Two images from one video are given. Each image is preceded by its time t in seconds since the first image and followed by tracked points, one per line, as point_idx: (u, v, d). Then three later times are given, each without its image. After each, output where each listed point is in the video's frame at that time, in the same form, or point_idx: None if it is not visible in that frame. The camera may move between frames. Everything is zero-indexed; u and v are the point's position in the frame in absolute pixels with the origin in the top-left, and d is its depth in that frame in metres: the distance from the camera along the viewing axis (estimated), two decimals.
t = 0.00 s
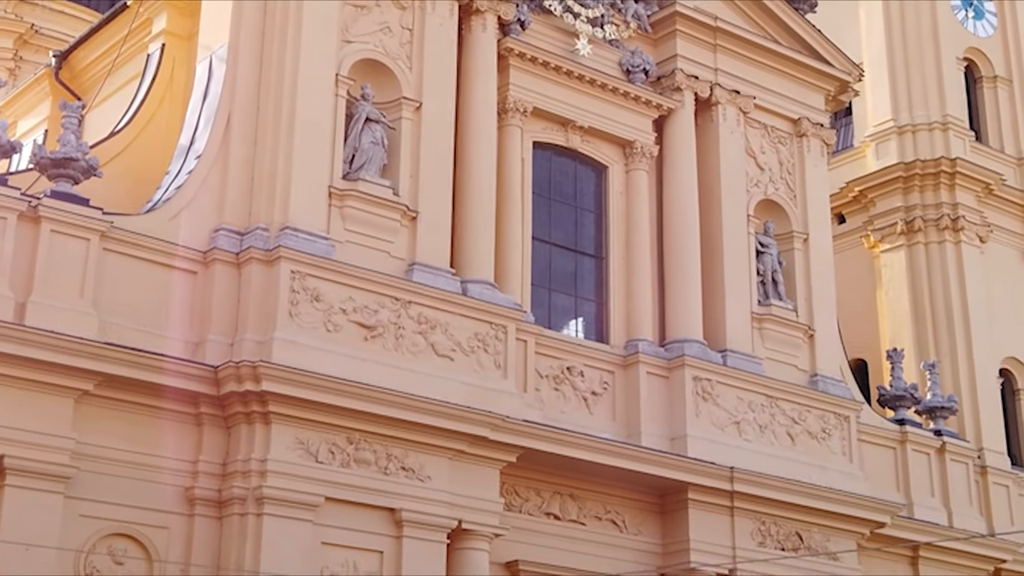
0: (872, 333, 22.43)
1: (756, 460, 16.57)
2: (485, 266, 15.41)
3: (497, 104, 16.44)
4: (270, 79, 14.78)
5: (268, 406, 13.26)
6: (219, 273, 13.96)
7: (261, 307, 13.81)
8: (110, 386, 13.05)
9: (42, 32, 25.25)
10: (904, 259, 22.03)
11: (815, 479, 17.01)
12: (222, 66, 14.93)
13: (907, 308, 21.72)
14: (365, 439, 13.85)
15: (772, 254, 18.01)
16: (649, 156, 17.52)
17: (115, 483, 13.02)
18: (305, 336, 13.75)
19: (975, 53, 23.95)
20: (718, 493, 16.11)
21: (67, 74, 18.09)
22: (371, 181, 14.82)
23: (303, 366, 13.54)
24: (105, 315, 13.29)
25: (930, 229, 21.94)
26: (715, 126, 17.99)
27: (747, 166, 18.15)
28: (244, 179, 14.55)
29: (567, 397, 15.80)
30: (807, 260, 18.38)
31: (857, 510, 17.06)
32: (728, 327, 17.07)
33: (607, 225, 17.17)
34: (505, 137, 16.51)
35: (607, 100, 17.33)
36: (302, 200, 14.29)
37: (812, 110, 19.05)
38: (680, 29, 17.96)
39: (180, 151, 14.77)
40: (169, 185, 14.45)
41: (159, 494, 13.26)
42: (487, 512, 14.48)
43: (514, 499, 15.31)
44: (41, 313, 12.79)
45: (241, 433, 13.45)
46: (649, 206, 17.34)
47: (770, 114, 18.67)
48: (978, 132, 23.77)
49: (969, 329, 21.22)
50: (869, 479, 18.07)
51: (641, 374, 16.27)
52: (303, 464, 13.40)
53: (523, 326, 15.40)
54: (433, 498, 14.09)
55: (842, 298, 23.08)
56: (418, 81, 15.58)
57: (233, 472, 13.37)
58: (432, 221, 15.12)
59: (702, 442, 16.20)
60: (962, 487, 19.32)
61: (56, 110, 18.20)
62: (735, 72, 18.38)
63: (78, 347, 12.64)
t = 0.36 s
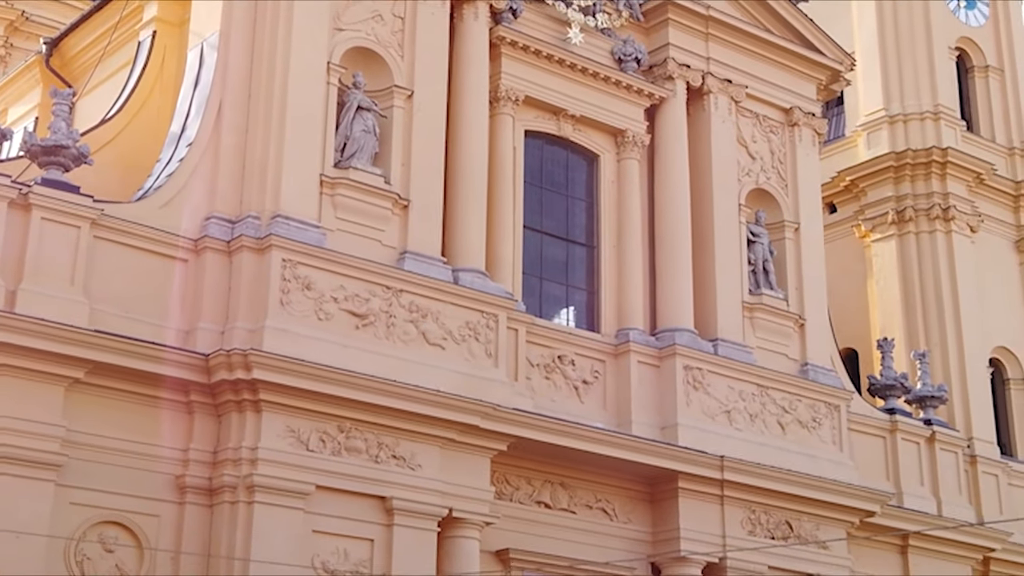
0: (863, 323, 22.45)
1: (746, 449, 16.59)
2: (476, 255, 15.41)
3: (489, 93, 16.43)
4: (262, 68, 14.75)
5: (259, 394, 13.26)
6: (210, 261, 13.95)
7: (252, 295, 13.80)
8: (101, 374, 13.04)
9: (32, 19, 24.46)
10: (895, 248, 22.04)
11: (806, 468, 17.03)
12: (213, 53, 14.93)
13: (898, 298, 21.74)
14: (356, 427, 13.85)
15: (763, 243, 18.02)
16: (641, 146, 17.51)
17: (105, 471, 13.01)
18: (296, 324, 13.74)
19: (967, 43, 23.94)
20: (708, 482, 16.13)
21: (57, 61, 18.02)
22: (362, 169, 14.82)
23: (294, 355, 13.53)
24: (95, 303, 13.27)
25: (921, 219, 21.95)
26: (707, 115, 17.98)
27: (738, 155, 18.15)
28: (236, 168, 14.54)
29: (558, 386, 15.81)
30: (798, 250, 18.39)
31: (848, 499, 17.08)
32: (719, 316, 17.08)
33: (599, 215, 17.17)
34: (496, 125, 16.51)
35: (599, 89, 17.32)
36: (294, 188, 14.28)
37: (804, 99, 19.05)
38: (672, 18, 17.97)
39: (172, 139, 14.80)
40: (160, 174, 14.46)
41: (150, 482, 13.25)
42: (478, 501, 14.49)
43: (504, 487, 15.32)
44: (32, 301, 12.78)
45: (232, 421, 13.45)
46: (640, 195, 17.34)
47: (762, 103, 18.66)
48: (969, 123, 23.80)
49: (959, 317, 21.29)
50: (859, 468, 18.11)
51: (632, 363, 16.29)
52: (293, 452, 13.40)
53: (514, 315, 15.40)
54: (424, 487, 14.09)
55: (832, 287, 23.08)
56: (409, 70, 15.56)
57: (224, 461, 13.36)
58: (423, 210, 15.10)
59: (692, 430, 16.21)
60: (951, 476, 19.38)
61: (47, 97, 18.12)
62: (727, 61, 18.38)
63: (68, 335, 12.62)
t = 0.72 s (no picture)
0: (855, 313, 22.47)
1: (737, 439, 16.61)
2: (468, 245, 15.41)
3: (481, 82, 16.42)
4: (253, 57, 14.73)
5: (250, 382, 13.26)
6: (201, 250, 13.93)
7: (244, 284, 13.79)
8: (92, 363, 13.03)
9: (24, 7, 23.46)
10: (887, 238, 22.05)
11: (797, 457, 17.06)
12: (205, 41, 14.92)
13: (889, 288, 21.76)
14: (348, 416, 13.85)
15: (755, 233, 18.03)
16: (633, 135, 17.51)
17: (96, 459, 13.00)
18: (288, 313, 13.73)
19: (959, 33, 23.94)
20: (699, 471, 16.15)
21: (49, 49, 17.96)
22: (354, 158, 14.79)
23: (286, 344, 13.53)
24: (86, 292, 13.26)
25: (913, 208, 21.98)
26: (699, 105, 17.98)
27: (731, 145, 18.15)
28: (227, 157, 14.52)
29: (549, 375, 15.82)
30: (790, 240, 18.40)
31: (838, 489, 17.11)
32: (711, 306, 17.10)
33: (591, 204, 17.17)
34: (488, 115, 16.50)
35: (592, 79, 17.31)
36: (285, 177, 14.27)
37: (796, 89, 19.05)
38: (665, 8, 17.96)
39: (164, 127, 14.80)
40: (151, 163, 14.44)
41: (141, 471, 13.25)
42: (469, 490, 14.50)
43: (495, 476, 15.34)
44: (22, 289, 12.76)
45: (223, 410, 13.45)
46: (632, 184, 17.35)
47: (754, 93, 18.67)
48: (961, 113, 23.76)
49: (950, 307, 21.33)
50: (849, 457, 18.15)
51: (623, 353, 16.30)
52: (285, 441, 13.40)
53: (506, 304, 15.39)
54: (416, 476, 14.10)
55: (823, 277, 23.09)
56: (402, 59, 15.54)
57: (215, 449, 13.36)
58: (415, 199, 15.10)
59: (684, 420, 16.23)
60: (942, 466, 19.42)
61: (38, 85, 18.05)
62: (720, 51, 18.37)
63: (59, 324, 12.61)
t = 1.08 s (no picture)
0: (847, 303, 22.48)
1: (729, 429, 16.63)
2: (460, 235, 15.40)
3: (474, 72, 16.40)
4: (246, 47, 14.72)
5: (242, 372, 13.25)
6: (193, 240, 13.92)
7: (236, 273, 13.78)
8: (84, 353, 13.02)
9: None
10: (879, 229, 22.06)
11: (788, 448, 17.08)
12: (197, 31, 14.92)
13: (881, 279, 21.78)
14: (340, 406, 13.85)
15: (747, 224, 18.04)
16: (626, 126, 17.50)
17: (88, 449, 12.99)
18: (280, 303, 13.72)
19: (952, 24, 23.96)
20: (690, 462, 16.17)
21: (40, 38, 17.90)
22: (346, 148, 14.78)
23: (278, 334, 13.52)
24: (78, 281, 13.24)
25: (905, 199, 21.99)
26: (692, 96, 17.97)
27: (723, 135, 18.15)
28: (219, 147, 14.51)
29: (541, 365, 15.83)
30: (782, 231, 18.41)
31: (830, 479, 17.13)
32: (703, 297, 17.11)
33: (584, 195, 17.16)
34: (481, 105, 16.49)
35: (585, 69, 17.29)
36: (278, 167, 14.25)
37: (789, 80, 19.06)
38: None
39: (155, 117, 14.75)
40: (143, 151, 14.42)
41: (133, 461, 13.24)
42: (461, 480, 14.50)
43: (487, 466, 15.35)
44: (14, 279, 12.74)
45: (215, 400, 13.44)
46: (625, 175, 17.34)
47: (746, 84, 18.66)
48: (953, 104, 23.76)
49: (942, 298, 21.35)
50: (840, 448, 18.18)
51: (616, 343, 16.31)
52: (277, 431, 13.40)
53: (498, 294, 15.39)
54: (407, 466, 14.10)
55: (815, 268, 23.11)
56: (395, 49, 15.52)
57: (207, 439, 13.36)
58: (408, 189, 15.08)
59: (676, 410, 16.25)
60: (933, 457, 19.46)
61: (30, 75, 17.99)
62: (712, 42, 18.36)
63: (51, 313, 12.60)
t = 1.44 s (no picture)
0: (838, 293, 22.49)
1: (720, 419, 16.65)
2: (452, 224, 15.39)
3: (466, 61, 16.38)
4: (237, 36, 14.70)
5: (233, 361, 13.24)
6: (185, 229, 13.90)
7: (227, 262, 13.77)
8: (75, 341, 13.00)
9: None
10: (870, 219, 22.07)
11: (779, 437, 17.11)
12: (189, 20, 14.89)
13: (873, 270, 21.79)
14: (331, 395, 13.85)
15: (739, 214, 18.06)
16: (618, 115, 17.49)
17: (79, 438, 12.98)
18: (271, 292, 13.71)
19: (943, 15, 23.97)
20: (681, 451, 16.20)
21: (31, 26, 17.80)
22: (338, 137, 14.77)
23: (269, 323, 13.51)
24: (69, 270, 13.22)
25: (896, 189, 21.99)
26: (684, 86, 17.96)
27: (715, 125, 18.15)
28: (210, 135, 14.49)
29: (533, 354, 15.83)
30: (773, 220, 18.43)
31: (820, 469, 17.16)
32: (694, 287, 17.12)
33: (575, 184, 17.16)
34: (473, 94, 16.47)
35: (577, 58, 17.28)
36: (270, 156, 14.23)
37: (781, 70, 19.06)
38: None
39: (146, 105, 14.71)
40: (134, 140, 14.36)
41: (125, 450, 13.23)
42: (452, 469, 14.51)
43: (478, 456, 15.36)
44: (5, 267, 12.72)
45: (206, 389, 13.44)
46: (617, 165, 17.34)
47: (738, 74, 18.66)
48: (945, 94, 23.75)
49: (933, 288, 21.38)
50: (831, 438, 18.22)
51: (607, 333, 16.32)
52: (268, 420, 13.40)
53: (489, 283, 15.40)
54: (398, 455, 14.11)
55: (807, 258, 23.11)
56: (386, 38, 15.50)
57: (198, 428, 13.35)
58: (399, 178, 15.07)
59: (667, 400, 16.26)
60: (923, 446, 19.51)
61: (20, 63, 17.91)
62: (705, 32, 18.35)
63: (42, 302, 12.58)
